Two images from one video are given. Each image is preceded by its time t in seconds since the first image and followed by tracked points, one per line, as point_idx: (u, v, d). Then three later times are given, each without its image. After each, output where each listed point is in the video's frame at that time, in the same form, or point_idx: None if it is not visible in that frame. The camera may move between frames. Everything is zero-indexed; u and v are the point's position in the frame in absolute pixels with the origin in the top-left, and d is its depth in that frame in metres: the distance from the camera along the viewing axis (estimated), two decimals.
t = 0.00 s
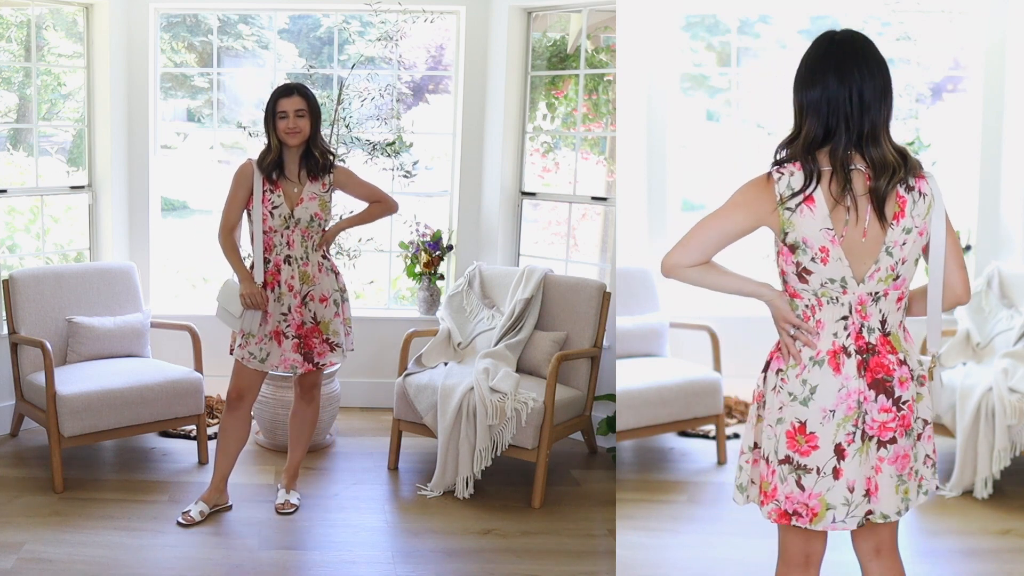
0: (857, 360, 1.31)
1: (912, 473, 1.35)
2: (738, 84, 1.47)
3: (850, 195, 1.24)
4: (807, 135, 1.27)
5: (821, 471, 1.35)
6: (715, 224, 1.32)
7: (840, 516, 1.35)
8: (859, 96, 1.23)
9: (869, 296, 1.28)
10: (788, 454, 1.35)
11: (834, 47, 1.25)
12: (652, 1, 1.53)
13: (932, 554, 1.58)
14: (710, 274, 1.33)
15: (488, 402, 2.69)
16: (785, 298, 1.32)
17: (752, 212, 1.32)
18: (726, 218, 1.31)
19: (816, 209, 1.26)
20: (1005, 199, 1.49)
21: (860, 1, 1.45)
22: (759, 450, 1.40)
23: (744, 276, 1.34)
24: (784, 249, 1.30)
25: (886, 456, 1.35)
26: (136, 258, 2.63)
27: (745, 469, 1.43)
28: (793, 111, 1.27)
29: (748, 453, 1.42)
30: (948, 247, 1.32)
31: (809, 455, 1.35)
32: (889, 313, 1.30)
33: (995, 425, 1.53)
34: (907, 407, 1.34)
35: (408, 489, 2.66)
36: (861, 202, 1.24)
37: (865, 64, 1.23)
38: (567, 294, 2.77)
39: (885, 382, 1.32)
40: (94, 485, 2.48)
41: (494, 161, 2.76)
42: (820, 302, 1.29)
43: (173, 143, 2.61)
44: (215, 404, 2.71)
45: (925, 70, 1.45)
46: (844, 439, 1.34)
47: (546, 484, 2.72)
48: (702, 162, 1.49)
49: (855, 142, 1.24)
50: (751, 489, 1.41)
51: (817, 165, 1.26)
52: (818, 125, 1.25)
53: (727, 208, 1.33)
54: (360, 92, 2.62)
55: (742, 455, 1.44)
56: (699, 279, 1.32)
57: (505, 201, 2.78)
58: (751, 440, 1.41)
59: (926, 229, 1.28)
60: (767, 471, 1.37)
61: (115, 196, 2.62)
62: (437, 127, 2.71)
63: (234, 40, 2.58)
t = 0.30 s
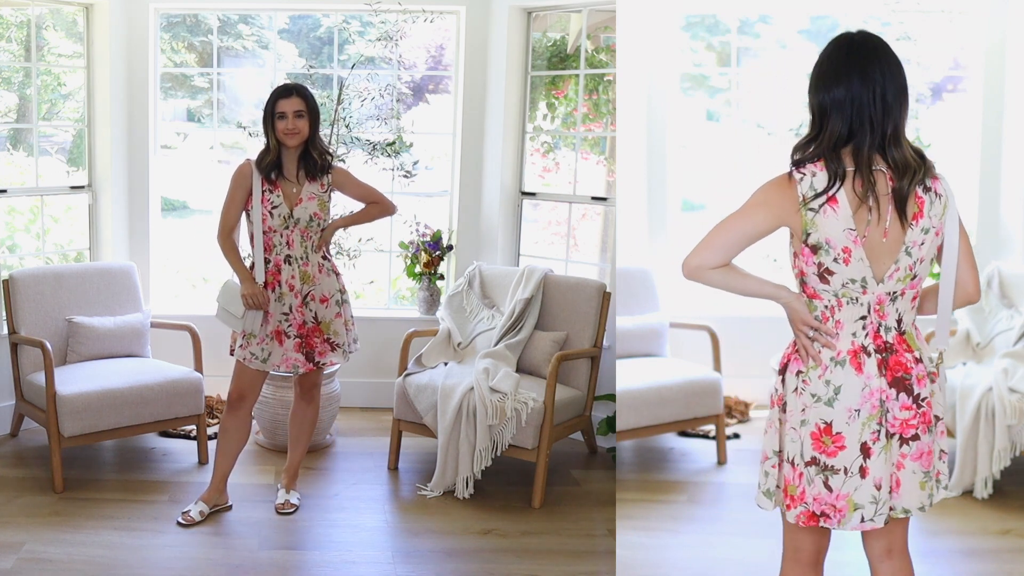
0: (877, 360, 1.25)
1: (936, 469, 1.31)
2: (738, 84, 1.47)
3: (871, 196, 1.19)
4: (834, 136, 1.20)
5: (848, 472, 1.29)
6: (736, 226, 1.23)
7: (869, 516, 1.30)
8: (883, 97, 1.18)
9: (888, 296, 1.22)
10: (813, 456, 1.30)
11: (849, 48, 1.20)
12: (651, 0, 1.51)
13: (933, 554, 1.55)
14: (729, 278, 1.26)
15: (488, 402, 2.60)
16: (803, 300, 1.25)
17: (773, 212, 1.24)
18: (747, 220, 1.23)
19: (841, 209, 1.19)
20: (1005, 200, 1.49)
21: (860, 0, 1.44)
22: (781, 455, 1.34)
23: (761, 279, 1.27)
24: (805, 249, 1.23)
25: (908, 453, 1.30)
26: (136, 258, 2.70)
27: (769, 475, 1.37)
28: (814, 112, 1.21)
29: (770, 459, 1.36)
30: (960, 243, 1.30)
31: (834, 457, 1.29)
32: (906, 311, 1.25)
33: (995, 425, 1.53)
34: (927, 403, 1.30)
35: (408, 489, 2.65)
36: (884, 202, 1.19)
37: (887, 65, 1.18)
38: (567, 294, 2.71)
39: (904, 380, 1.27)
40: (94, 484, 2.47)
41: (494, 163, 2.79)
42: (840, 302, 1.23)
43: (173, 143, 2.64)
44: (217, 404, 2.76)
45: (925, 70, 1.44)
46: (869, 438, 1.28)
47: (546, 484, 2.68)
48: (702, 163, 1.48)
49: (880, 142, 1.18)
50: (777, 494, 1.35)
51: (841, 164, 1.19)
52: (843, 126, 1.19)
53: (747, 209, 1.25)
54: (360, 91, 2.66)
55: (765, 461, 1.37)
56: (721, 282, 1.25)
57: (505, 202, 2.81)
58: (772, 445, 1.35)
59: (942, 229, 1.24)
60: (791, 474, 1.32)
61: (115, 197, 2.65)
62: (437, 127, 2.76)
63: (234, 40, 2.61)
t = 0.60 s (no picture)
0: (890, 360, 1.21)
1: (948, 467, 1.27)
2: (738, 84, 1.46)
3: (887, 200, 1.15)
4: (854, 138, 1.15)
5: (864, 472, 1.24)
6: (755, 232, 1.19)
7: (884, 516, 1.25)
8: (901, 100, 1.14)
9: (900, 297, 1.18)
10: (829, 457, 1.25)
11: (863, 49, 1.16)
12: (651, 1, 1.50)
13: (933, 554, 1.55)
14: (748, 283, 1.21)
15: (488, 402, 2.56)
16: (817, 301, 1.20)
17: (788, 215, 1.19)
18: (765, 225, 1.19)
19: (859, 212, 1.15)
20: (1005, 199, 1.48)
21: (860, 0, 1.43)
22: (794, 457, 1.27)
23: (778, 281, 1.21)
24: (820, 251, 1.18)
25: (921, 451, 1.26)
26: (136, 258, 2.73)
27: (782, 477, 1.29)
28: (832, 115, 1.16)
29: (781, 460, 1.29)
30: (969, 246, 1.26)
31: (849, 457, 1.24)
32: (917, 312, 1.21)
33: (995, 426, 1.52)
34: (938, 401, 1.25)
35: (408, 489, 2.65)
36: (901, 205, 1.16)
37: (905, 67, 1.15)
38: (567, 294, 2.68)
39: (916, 380, 1.23)
40: (93, 484, 2.48)
41: (495, 164, 2.82)
42: (854, 304, 1.18)
43: (173, 143, 2.70)
44: (215, 404, 2.77)
45: (924, 70, 1.44)
46: (883, 438, 1.24)
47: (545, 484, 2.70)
48: (703, 163, 1.48)
49: (899, 146, 1.15)
50: (792, 496, 1.29)
51: (860, 167, 1.15)
52: (864, 128, 1.14)
53: (761, 212, 1.20)
54: (360, 91, 2.71)
55: (777, 463, 1.30)
56: (739, 287, 1.20)
57: (504, 201, 2.83)
58: (784, 446, 1.28)
59: (952, 231, 1.20)
60: (805, 476, 1.26)
61: (114, 196, 2.67)
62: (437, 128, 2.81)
63: (233, 40, 2.66)
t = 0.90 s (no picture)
0: (901, 365, 1.06)
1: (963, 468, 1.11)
2: (739, 83, 1.16)
3: (905, 205, 1.01)
4: (878, 142, 1.01)
5: (877, 476, 1.09)
6: (775, 239, 1.03)
7: (899, 519, 1.10)
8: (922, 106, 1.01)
9: (911, 303, 1.04)
10: (841, 463, 1.09)
11: (879, 53, 1.02)
12: None
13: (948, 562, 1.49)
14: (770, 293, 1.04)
15: (488, 402, 2.46)
16: (828, 307, 1.06)
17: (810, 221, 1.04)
18: (785, 232, 1.03)
19: (882, 218, 1.01)
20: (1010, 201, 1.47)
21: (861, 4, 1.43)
22: (805, 462, 1.12)
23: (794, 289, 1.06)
24: (836, 256, 1.04)
25: (935, 454, 1.10)
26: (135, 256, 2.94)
27: (791, 482, 1.13)
28: (855, 117, 1.01)
29: (791, 466, 1.13)
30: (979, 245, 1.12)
31: (862, 463, 1.09)
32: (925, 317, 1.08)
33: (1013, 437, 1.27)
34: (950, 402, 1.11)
35: (408, 489, 2.64)
36: (922, 216, 1.02)
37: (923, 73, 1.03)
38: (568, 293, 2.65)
39: (928, 385, 1.08)
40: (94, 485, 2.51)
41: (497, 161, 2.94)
42: (867, 309, 1.04)
43: (171, 143, 3.00)
44: (217, 404, 2.97)
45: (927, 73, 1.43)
46: (896, 442, 1.09)
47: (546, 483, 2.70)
48: (707, 166, 1.19)
49: (919, 154, 1.01)
50: (802, 501, 1.13)
51: (884, 172, 1.01)
52: (890, 130, 1.00)
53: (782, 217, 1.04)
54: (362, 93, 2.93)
55: (784, 468, 1.14)
56: (762, 297, 1.04)
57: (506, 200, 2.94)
58: (793, 452, 1.13)
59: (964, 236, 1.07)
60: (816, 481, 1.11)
61: (112, 196, 2.85)
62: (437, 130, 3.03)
63: (233, 40, 2.96)
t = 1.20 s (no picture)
0: (903, 365, 1.06)
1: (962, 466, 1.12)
2: (739, 84, 1.16)
3: (915, 205, 1.02)
4: (891, 141, 1.01)
5: (877, 473, 1.10)
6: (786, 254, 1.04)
7: (898, 515, 1.11)
8: (931, 107, 1.02)
9: (914, 304, 1.04)
10: (839, 459, 1.10)
11: (887, 55, 1.03)
12: None
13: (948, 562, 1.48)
14: (784, 306, 1.07)
15: (488, 402, 2.46)
16: (832, 305, 1.07)
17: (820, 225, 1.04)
18: (796, 245, 1.03)
19: (889, 218, 1.01)
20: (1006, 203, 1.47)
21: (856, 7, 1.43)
22: (805, 453, 1.12)
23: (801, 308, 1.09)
24: (843, 257, 1.04)
25: (935, 452, 1.10)
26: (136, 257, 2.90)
27: (793, 472, 1.14)
28: (871, 116, 1.01)
29: (793, 456, 1.13)
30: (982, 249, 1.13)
31: (862, 459, 1.09)
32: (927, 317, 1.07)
33: (995, 427, 1.19)
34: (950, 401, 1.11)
35: (408, 489, 2.63)
36: (930, 216, 1.02)
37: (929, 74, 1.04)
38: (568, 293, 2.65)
39: (929, 384, 1.08)
40: (94, 486, 2.51)
41: (496, 160, 2.94)
42: (871, 310, 1.05)
43: (173, 143, 3.00)
44: (217, 404, 2.97)
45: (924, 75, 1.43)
46: (896, 440, 1.09)
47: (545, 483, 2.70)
48: (706, 166, 1.18)
49: (929, 154, 1.02)
50: (807, 492, 1.13)
51: (896, 172, 1.01)
52: (904, 129, 1.01)
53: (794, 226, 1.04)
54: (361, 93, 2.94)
55: (786, 458, 1.14)
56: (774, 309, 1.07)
57: (505, 199, 2.94)
58: (793, 440, 1.13)
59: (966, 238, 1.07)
60: (814, 476, 1.11)
61: (112, 196, 2.86)
62: (437, 129, 3.05)
63: (233, 41, 2.96)
